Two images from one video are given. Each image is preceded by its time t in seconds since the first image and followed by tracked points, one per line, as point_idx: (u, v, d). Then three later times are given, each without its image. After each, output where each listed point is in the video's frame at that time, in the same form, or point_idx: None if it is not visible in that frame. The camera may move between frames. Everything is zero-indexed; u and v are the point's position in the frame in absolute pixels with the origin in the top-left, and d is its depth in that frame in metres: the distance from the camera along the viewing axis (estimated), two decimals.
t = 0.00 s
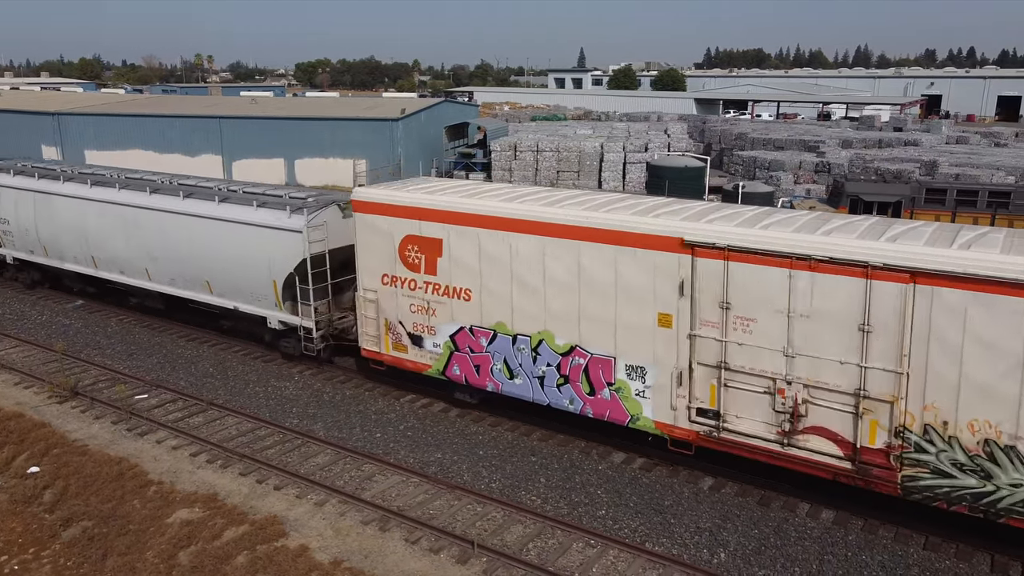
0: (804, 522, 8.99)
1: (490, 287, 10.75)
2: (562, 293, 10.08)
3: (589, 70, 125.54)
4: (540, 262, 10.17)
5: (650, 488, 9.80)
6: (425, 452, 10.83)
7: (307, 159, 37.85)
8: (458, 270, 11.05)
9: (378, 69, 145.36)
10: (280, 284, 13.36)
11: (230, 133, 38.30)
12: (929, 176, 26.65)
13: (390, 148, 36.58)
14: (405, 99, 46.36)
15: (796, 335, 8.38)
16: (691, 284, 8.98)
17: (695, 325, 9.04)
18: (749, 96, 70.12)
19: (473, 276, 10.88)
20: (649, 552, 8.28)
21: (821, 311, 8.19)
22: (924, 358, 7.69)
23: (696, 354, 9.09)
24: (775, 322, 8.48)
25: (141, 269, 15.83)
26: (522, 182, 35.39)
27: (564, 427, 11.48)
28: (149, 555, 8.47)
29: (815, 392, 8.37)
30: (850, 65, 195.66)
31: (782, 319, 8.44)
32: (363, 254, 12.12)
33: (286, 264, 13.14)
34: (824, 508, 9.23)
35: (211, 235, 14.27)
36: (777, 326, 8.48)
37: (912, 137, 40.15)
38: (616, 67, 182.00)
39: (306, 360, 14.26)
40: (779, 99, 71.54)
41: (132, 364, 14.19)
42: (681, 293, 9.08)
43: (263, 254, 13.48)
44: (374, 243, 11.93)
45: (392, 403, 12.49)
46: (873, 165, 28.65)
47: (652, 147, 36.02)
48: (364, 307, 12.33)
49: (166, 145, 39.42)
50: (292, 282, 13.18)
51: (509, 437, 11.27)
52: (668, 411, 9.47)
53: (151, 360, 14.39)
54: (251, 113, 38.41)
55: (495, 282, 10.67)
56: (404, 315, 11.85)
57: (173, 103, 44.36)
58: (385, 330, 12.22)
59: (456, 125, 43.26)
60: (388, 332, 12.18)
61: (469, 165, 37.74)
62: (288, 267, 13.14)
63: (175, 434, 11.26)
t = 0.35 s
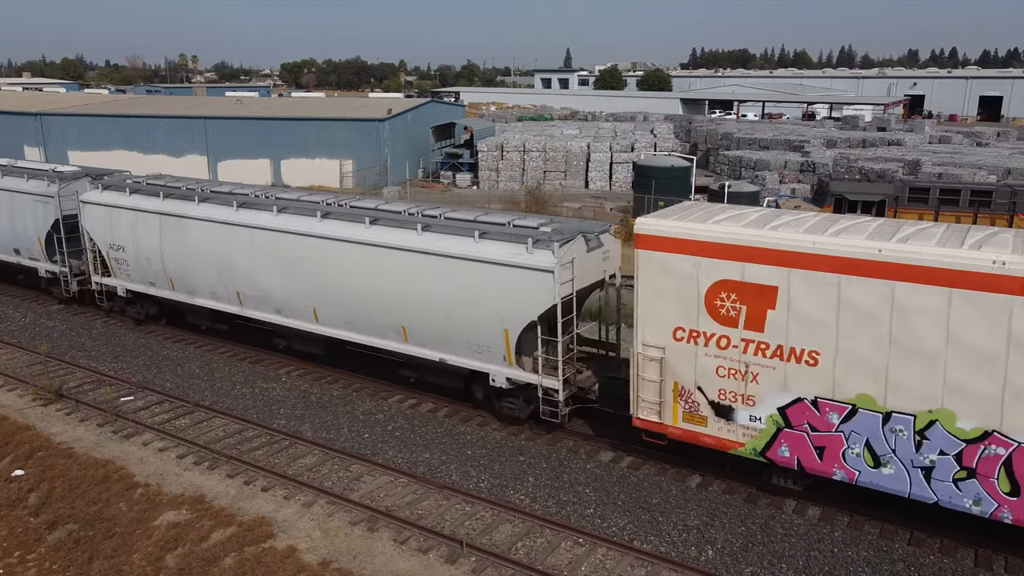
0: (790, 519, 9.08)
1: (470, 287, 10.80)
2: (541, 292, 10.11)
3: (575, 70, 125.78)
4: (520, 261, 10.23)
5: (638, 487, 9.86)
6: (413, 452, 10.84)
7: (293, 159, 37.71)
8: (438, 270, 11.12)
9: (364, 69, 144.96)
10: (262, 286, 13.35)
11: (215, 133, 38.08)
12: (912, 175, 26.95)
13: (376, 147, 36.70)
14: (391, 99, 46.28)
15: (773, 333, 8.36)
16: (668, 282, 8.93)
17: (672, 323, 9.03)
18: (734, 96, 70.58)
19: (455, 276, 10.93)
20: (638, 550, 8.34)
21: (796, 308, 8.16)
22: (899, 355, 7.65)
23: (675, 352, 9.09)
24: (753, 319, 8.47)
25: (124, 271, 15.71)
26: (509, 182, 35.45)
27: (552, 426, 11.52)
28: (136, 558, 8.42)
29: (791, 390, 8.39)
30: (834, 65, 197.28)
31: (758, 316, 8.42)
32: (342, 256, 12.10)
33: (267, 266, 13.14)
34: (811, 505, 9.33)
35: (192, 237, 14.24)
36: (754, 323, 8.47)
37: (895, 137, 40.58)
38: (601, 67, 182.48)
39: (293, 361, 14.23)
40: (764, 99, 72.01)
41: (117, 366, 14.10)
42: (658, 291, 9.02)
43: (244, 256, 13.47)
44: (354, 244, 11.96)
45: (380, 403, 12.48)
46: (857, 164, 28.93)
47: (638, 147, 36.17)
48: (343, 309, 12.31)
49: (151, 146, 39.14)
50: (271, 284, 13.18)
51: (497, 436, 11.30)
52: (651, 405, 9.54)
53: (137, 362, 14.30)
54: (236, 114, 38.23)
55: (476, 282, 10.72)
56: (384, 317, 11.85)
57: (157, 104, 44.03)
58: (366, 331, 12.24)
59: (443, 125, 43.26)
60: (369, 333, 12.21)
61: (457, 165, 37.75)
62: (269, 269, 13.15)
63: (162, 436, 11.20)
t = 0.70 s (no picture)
0: (780, 517, 9.14)
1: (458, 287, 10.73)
2: (531, 292, 10.11)
3: (565, 70, 125.96)
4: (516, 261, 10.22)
5: (628, 486, 9.90)
6: (404, 453, 10.84)
7: (282, 160, 37.57)
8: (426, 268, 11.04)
9: (353, 70, 144.68)
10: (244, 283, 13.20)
11: (203, 133, 37.91)
12: (900, 174, 27.16)
13: (366, 147, 36.64)
14: (380, 100, 46.18)
15: (769, 336, 8.53)
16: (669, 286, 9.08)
17: (668, 325, 9.13)
18: (723, 96, 70.84)
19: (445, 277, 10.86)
20: (629, 549, 8.37)
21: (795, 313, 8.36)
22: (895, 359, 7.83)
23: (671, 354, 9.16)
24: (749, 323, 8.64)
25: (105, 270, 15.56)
26: (499, 183, 35.46)
27: (544, 426, 11.53)
28: (125, 560, 8.38)
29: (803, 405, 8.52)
30: (822, 65, 198.47)
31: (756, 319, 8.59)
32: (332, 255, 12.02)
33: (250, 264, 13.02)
34: (800, 503, 9.39)
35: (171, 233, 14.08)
36: (750, 327, 8.63)
37: (883, 137, 40.90)
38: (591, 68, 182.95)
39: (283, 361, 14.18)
40: (752, 99, 72.40)
41: (105, 368, 14.01)
42: (658, 295, 9.17)
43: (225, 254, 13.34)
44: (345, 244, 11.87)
45: (370, 404, 12.46)
46: (845, 163, 29.13)
47: (628, 147, 36.27)
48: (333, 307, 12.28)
49: (138, 146, 38.95)
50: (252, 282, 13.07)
51: (488, 436, 11.30)
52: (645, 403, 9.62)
53: (126, 364, 14.21)
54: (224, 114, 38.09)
55: (466, 282, 10.65)
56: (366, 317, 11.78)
57: (144, 104, 43.81)
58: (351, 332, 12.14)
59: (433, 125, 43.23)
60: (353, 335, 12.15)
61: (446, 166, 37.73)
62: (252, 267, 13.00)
63: (150, 438, 11.15)
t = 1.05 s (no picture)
0: (770, 515, 9.19)
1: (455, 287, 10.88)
2: (533, 293, 10.23)
3: (555, 70, 126.16)
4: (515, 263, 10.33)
5: (620, 485, 9.93)
6: (396, 453, 10.83)
7: (272, 160, 37.44)
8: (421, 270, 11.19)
9: (343, 70, 144.29)
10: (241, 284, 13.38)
11: (192, 133, 37.72)
12: (888, 174, 27.35)
13: (356, 148, 36.56)
14: (371, 100, 46.10)
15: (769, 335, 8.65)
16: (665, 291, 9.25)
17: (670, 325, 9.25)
18: (713, 96, 71.06)
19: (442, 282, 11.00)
20: (621, 547, 8.40)
21: (795, 313, 8.47)
22: (894, 357, 7.99)
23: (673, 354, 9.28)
24: (750, 323, 8.76)
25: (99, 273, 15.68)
26: (490, 183, 35.44)
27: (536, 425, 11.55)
28: (115, 562, 8.34)
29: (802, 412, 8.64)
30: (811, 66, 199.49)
31: (757, 318, 8.71)
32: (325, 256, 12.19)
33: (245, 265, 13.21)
34: (791, 500, 9.45)
35: (166, 235, 14.30)
36: (751, 326, 8.76)
37: (871, 137, 41.17)
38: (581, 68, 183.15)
39: (274, 362, 14.13)
40: (742, 99, 72.69)
41: (95, 369, 13.94)
42: (660, 295, 9.29)
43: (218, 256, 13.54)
44: (339, 244, 12.01)
45: (361, 404, 12.44)
46: (834, 163, 29.32)
47: (618, 147, 36.37)
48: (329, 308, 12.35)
49: (127, 147, 38.73)
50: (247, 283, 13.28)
51: (480, 436, 11.31)
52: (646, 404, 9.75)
53: (115, 365, 14.13)
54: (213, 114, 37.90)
55: (465, 282, 10.81)
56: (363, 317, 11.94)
57: (132, 104, 43.49)
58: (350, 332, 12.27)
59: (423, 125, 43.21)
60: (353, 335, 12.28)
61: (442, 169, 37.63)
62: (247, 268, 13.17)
63: (141, 440, 11.09)
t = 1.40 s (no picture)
0: (769, 514, 9.21)
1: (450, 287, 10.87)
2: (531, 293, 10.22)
3: (553, 70, 126.24)
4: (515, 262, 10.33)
5: (618, 484, 9.94)
6: (395, 453, 10.83)
7: (270, 160, 37.42)
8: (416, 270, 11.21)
9: (341, 70, 144.26)
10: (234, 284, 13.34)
11: (190, 134, 37.68)
12: (886, 174, 27.42)
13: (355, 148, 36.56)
14: (370, 100, 46.11)
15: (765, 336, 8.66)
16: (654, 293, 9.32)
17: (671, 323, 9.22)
18: (711, 97, 71.16)
19: (432, 281, 11.05)
20: (620, 547, 8.41)
21: (793, 311, 8.36)
22: (896, 356, 7.87)
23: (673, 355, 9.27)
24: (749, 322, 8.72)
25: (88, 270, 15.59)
26: (489, 183, 35.46)
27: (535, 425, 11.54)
28: (114, 563, 8.33)
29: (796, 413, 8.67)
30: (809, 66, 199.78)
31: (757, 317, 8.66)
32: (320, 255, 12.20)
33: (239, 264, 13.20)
34: (790, 500, 9.46)
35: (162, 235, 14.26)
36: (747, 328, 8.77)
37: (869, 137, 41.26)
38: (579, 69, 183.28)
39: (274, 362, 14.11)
40: (740, 99, 72.82)
41: (93, 370, 13.92)
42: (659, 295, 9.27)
43: (213, 255, 13.54)
44: (334, 245, 12.03)
45: (360, 405, 12.43)
46: (832, 163, 29.38)
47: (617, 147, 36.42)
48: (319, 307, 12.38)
49: (126, 147, 38.68)
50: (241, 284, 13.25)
51: (479, 436, 11.31)
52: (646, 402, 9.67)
53: (114, 366, 14.11)
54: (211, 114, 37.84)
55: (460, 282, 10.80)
56: (357, 318, 11.91)
57: (130, 104, 43.44)
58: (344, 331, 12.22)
59: (421, 125, 43.22)
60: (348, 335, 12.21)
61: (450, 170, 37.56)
62: (239, 268, 13.19)
63: (140, 440, 11.08)
